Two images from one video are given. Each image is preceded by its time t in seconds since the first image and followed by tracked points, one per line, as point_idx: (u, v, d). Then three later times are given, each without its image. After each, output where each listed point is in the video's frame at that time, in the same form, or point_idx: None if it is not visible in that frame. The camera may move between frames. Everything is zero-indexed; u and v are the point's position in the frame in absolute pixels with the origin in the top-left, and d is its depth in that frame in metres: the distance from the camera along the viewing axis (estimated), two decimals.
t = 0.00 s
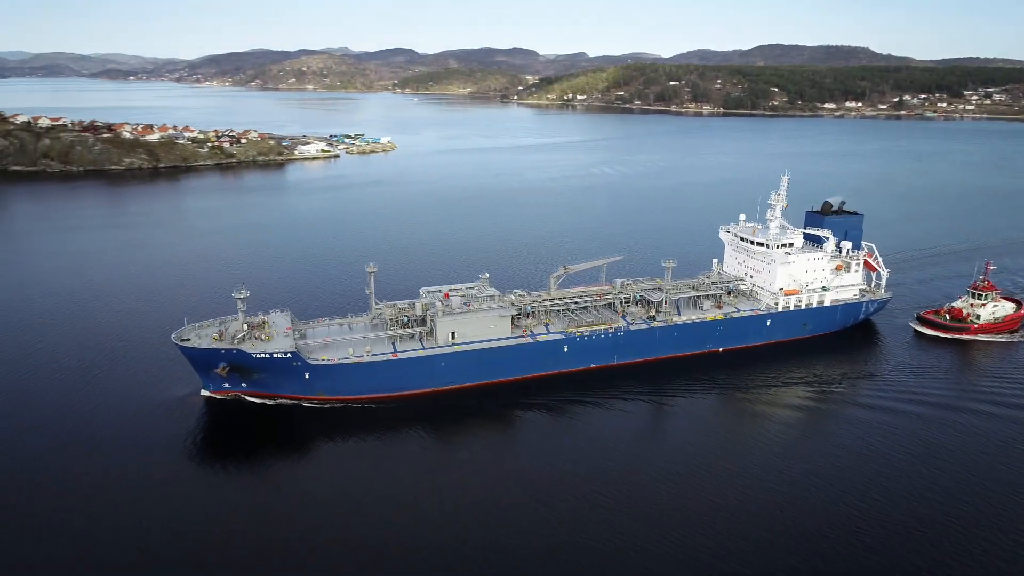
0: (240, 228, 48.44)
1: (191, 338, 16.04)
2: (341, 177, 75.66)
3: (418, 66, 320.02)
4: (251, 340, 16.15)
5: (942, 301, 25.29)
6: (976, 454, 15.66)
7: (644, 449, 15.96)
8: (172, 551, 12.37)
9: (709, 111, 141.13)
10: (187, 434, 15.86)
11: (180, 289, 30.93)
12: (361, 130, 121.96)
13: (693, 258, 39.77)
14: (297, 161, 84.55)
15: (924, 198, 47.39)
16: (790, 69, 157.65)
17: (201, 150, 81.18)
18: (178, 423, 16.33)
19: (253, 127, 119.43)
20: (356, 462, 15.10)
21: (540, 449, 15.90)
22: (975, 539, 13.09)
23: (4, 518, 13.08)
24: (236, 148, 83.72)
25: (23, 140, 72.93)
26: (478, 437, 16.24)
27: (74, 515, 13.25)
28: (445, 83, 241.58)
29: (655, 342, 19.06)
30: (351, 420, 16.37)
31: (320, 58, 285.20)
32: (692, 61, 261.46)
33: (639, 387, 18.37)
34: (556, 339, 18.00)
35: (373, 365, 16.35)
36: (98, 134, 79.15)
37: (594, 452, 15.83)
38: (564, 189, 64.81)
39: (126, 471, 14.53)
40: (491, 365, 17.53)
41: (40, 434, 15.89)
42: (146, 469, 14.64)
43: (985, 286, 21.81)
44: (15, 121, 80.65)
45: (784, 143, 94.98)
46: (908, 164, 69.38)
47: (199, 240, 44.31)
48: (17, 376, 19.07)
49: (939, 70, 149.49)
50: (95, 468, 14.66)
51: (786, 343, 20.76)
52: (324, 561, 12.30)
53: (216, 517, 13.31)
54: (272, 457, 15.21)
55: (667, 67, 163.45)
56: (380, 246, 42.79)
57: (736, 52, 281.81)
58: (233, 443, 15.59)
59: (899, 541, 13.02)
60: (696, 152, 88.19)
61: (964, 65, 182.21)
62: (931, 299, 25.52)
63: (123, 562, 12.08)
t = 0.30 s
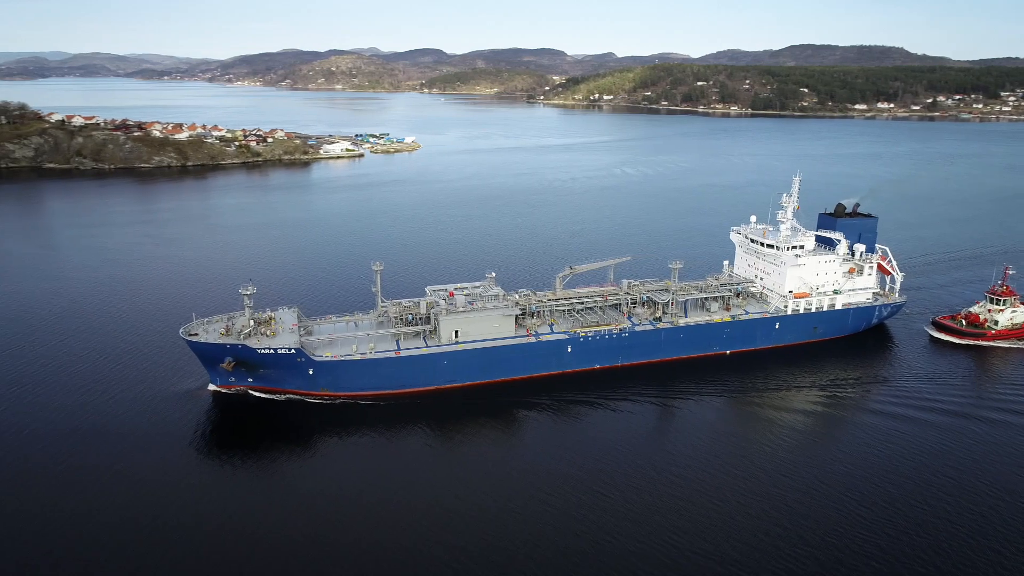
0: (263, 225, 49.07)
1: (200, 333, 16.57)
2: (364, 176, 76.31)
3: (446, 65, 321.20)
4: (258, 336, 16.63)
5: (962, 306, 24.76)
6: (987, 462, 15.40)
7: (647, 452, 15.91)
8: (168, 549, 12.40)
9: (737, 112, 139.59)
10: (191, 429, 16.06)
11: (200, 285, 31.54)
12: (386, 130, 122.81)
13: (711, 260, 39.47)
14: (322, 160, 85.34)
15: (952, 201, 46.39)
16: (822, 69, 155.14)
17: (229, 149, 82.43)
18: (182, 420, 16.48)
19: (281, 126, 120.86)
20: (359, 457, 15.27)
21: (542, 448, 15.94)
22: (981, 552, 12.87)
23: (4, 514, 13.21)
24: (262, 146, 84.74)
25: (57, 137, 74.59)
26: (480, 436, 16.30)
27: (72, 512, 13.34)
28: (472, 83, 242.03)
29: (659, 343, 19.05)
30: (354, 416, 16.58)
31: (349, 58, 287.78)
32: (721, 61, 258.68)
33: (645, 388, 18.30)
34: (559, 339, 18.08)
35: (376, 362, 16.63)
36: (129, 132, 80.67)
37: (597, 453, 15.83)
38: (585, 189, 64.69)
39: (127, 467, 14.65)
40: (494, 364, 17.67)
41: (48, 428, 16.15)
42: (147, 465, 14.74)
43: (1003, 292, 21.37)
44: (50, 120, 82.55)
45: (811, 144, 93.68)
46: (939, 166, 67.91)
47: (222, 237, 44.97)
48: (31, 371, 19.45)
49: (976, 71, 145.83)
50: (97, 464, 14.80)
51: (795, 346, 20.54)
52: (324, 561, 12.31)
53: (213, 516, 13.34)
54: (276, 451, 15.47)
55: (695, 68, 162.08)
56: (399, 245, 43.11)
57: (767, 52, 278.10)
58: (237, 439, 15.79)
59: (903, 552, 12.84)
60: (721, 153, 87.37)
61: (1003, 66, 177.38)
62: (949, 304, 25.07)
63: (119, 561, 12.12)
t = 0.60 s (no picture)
0: (284, 223, 49.63)
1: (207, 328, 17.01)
2: (387, 175, 76.90)
3: (472, 66, 322.06)
4: (263, 332, 17.01)
5: (981, 311, 24.24)
6: (998, 471, 15.09)
7: (651, 453, 15.84)
8: (170, 542, 12.53)
9: (764, 113, 137.94)
10: (196, 424, 16.27)
11: (218, 282, 32.03)
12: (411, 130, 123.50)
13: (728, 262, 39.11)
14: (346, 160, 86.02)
15: (980, 204, 45.40)
16: (853, 70, 152.63)
17: (254, 148, 83.55)
18: (185, 418, 16.50)
19: (308, 125, 122.19)
20: (361, 453, 15.41)
21: (544, 448, 15.95)
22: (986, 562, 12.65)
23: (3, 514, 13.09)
24: (287, 146, 85.65)
25: (88, 136, 76.09)
26: (483, 435, 16.34)
27: (72, 511, 13.28)
28: (498, 83, 242.18)
29: (664, 344, 19.01)
30: (357, 413, 16.76)
31: (377, 58, 290.05)
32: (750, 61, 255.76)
33: (650, 390, 18.22)
34: (562, 339, 18.14)
35: (378, 359, 16.87)
36: (158, 131, 82.06)
37: (599, 454, 15.79)
38: (606, 190, 64.48)
39: (129, 465, 14.69)
40: (496, 363, 17.79)
41: (52, 425, 16.24)
42: (149, 463, 14.75)
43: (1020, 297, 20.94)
44: (82, 119, 84.24)
45: (839, 146, 92.28)
46: (970, 168, 66.41)
47: (243, 234, 45.58)
48: (43, 366, 19.71)
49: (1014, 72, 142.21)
50: (99, 462, 14.82)
51: (804, 349, 20.33)
52: (324, 560, 12.29)
53: (215, 515, 13.31)
54: (279, 445, 15.67)
55: (722, 68, 160.58)
56: (416, 243, 43.40)
57: (797, 52, 274.10)
58: (241, 434, 15.99)
59: (906, 561, 12.64)
60: (746, 154, 86.48)
61: None
62: (967, 308, 24.60)
63: (119, 561, 12.06)
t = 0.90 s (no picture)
0: (304, 221, 50.15)
1: (214, 324, 17.37)
2: (409, 174, 77.32)
3: (498, 66, 322.51)
4: (268, 328, 17.33)
5: (1000, 317, 23.70)
6: (1009, 480, 14.80)
7: (655, 454, 15.80)
8: (171, 536, 12.75)
9: (792, 114, 136.25)
10: (202, 418, 16.56)
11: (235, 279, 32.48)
12: (435, 129, 124.05)
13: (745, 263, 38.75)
14: (369, 159, 86.65)
15: (1007, 208, 44.38)
16: (884, 70, 149.83)
17: (279, 147, 84.57)
18: (186, 416, 16.65)
19: (333, 125, 123.32)
20: (365, 450, 15.57)
21: (547, 448, 15.97)
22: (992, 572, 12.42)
23: (4, 513, 13.25)
24: (311, 145, 86.54)
25: (118, 134, 77.67)
26: (486, 433, 16.43)
27: (77, 503, 13.57)
28: (523, 83, 242.19)
29: (668, 346, 18.96)
30: (360, 409, 16.98)
31: (404, 58, 291.87)
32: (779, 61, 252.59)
33: (655, 391, 18.14)
34: (565, 339, 18.20)
35: (381, 356, 17.09)
36: (186, 130, 83.42)
37: (603, 454, 15.78)
38: (625, 190, 64.16)
39: (134, 458, 15.00)
40: (499, 362, 17.92)
41: (55, 422, 16.46)
42: (149, 460, 14.91)
43: None
44: (113, 118, 85.99)
45: (867, 147, 90.75)
46: (1002, 171, 64.87)
47: (264, 232, 46.15)
48: (54, 361, 20.08)
49: None
50: (100, 459, 15.01)
51: (812, 353, 20.09)
52: (324, 559, 12.37)
53: (218, 512, 13.45)
54: (282, 439, 15.93)
55: (750, 69, 158.90)
56: (434, 242, 43.62)
57: (828, 52, 270.16)
58: (246, 429, 16.21)
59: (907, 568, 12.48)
60: (771, 155, 85.52)
61: None
62: (985, 313, 24.12)
63: (123, 558, 12.21)
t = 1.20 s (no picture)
0: (322, 220, 50.67)
1: (220, 319, 17.70)
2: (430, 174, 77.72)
3: (522, 66, 322.86)
4: (272, 324, 17.62)
5: (1016, 322, 23.24)
6: (1017, 487, 14.53)
7: (657, 456, 15.75)
8: (172, 528, 12.95)
9: (818, 114, 134.53)
10: (207, 414, 16.83)
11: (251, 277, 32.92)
12: (457, 129, 124.48)
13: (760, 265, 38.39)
14: (390, 159, 87.24)
15: None
16: (914, 70, 147.30)
17: (301, 146, 85.50)
18: (189, 412, 16.86)
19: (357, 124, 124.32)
20: (366, 447, 15.70)
21: (549, 448, 15.97)
22: None
23: (8, 507, 13.34)
24: (333, 144, 87.24)
25: (145, 133, 78.93)
26: (488, 432, 16.50)
27: (82, 494, 13.83)
28: (548, 83, 242.12)
29: (670, 347, 18.89)
30: (361, 405, 17.16)
31: (429, 58, 293.40)
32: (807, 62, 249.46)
33: (659, 393, 18.07)
34: (567, 339, 18.25)
35: (382, 354, 17.29)
36: (211, 129, 84.68)
37: (605, 455, 15.76)
38: (644, 191, 63.87)
39: (139, 451, 15.29)
40: (501, 361, 18.01)
41: (60, 418, 16.66)
42: (147, 460, 14.96)
43: None
44: (140, 117, 87.41)
45: (894, 149, 89.31)
46: None
47: (283, 230, 46.71)
48: (61, 359, 20.31)
49: None
50: (106, 451, 15.32)
51: (819, 356, 19.88)
52: (325, 556, 12.44)
53: (220, 510, 13.51)
54: (284, 434, 16.14)
55: (776, 69, 157.23)
56: (450, 241, 43.78)
57: (856, 52, 266.35)
58: (248, 425, 16.41)
59: (912, 574, 12.32)
60: (794, 156, 84.55)
61: None
62: (1001, 318, 23.67)
63: (127, 549, 12.42)
